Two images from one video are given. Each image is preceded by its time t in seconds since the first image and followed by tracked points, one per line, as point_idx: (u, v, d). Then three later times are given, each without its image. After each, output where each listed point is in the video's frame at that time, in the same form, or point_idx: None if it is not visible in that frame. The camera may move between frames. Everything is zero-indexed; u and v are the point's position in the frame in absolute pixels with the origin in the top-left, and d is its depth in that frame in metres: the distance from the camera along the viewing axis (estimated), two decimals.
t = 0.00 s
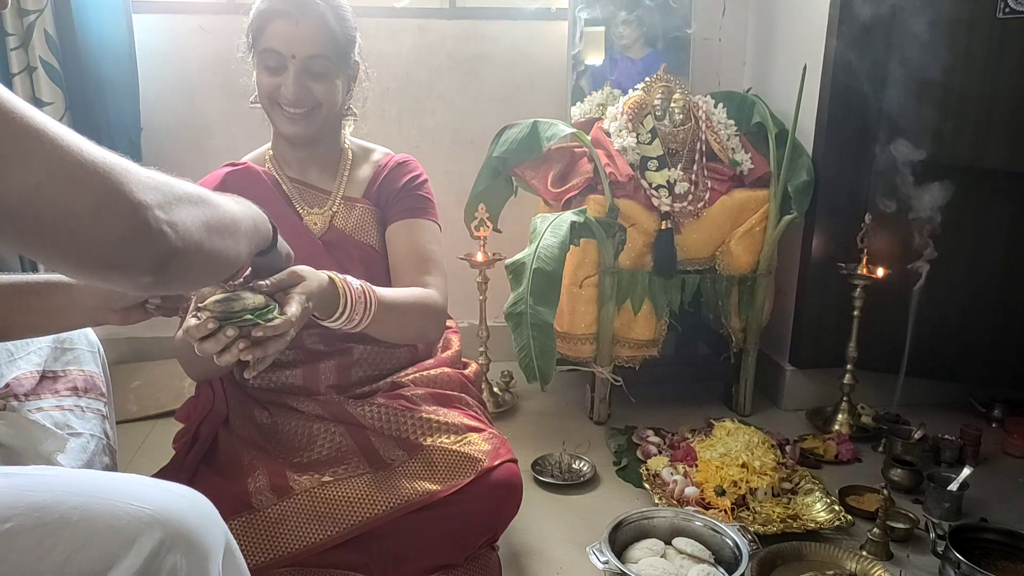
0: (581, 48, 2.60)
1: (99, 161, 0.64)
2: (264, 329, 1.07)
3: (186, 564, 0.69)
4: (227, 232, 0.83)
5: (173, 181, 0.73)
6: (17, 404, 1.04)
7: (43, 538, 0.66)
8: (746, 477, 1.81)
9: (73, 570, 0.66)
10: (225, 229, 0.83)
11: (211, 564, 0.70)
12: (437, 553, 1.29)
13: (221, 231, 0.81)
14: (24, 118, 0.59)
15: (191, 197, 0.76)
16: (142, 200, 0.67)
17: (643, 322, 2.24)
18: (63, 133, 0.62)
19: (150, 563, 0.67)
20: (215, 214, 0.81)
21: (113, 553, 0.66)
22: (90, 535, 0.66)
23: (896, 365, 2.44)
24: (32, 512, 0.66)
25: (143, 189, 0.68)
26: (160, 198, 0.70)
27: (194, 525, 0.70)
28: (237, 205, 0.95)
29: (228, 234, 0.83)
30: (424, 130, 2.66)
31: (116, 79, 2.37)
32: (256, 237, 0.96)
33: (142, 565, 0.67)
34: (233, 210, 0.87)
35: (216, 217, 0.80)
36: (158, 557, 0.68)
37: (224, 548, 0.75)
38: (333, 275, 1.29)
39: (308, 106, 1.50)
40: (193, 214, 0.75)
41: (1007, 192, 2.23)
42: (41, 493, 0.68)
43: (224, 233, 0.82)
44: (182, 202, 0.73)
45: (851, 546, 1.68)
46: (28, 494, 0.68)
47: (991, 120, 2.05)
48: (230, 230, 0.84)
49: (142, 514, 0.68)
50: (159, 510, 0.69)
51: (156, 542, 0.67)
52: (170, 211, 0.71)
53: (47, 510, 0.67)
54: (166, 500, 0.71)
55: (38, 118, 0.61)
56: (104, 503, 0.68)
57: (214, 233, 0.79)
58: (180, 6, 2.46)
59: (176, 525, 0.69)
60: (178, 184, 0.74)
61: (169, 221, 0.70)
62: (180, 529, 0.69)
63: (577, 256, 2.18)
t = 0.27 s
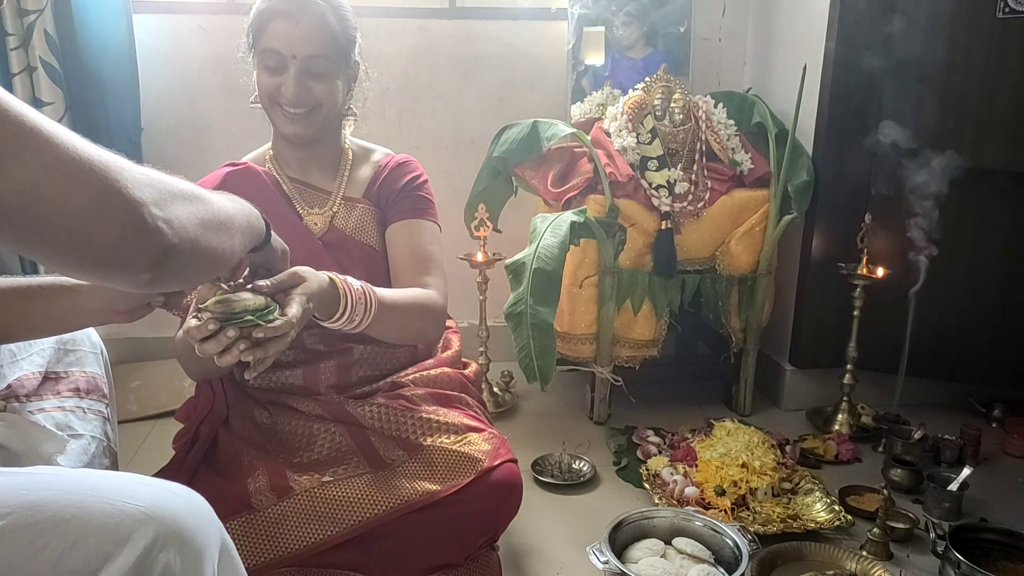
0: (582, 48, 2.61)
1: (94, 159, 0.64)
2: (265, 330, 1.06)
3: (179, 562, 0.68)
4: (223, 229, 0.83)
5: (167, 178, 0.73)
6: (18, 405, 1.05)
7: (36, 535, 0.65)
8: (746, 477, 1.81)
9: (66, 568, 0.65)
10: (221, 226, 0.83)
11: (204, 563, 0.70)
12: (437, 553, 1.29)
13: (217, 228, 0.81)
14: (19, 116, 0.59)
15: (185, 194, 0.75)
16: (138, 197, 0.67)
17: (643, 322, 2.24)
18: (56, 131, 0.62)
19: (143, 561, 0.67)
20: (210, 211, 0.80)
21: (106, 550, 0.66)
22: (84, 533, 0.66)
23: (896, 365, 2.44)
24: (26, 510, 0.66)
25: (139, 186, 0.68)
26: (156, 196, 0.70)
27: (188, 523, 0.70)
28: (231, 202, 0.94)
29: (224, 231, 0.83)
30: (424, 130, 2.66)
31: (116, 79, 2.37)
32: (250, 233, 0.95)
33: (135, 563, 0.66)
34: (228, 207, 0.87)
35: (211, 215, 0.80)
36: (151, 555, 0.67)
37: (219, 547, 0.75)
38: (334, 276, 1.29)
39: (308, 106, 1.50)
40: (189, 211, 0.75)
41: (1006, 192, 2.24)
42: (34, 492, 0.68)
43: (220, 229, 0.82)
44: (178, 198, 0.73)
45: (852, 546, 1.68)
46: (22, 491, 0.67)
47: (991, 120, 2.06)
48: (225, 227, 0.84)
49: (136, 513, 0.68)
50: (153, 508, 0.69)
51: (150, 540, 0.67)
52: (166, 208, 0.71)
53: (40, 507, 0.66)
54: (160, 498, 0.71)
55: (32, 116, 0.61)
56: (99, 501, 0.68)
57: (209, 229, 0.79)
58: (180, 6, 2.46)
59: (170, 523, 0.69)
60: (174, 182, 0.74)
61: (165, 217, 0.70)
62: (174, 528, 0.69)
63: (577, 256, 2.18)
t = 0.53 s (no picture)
0: (581, 48, 2.62)
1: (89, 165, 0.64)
2: (267, 331, 1.06)
3: (179, 563, 0.68)
4: (217, 236, 0.83)
5: (161, 184, 0.73)
6: (18, 405, 1.05)
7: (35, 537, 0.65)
8: (747, 477, 1.81)
9: (66, 568, 0.65)
10: (215, 233, 0.82)
11: (204, 564, 0.70)
12: (437, 553, 1.29)
13: (211, 235, 0.81)
14: (13, 121, 0.59)
15: (180, 201, 0.75)
16: (130, 203, 0.67)
17: (643, 322, 2.24)
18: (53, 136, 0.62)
19: (143, 562, 0.67)
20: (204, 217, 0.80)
21: (105, 552, 0.66)
22: (82, 535, 0.66)
23: (896, 365, 2.44)
24: (25, 511, 0.66)
25: (132, 194, 0.68)
26: (149, 202, 0.70)
27: (187, 524, 0.70)
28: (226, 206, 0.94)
29: (218, 237, 0.83)
30: (424, 130, 2.66)
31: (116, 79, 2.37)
32: (242, 238, 0.95)
33: (134, 565, 0.66)
34: (222, 213, 0.87)
35: (205, 222, 0.80)
36: (150, 557, 0.67)
37: (219, 548, 0.75)
38: (335, 276, 1.29)
39: (309, 106, 1.50)
40: (182, 218, 0.75)
41: (1007, 192, 2.24)
42: (33, 493, 0.68)
43: (214, 236, 0.82)
44: (172, 205, 0.73)
45: (852, 546, 1.68)
46: (21, 493, 0.67)
47: (991, 120, 2.07)
48: (219, 234, 0.84)
49: (135, 514, 0.68)
50: (152, 509, 0.69)
51: (149, 542, 0.67)
52: (159, 215, 0.71)
53: (40, 509, 0.66)
54: (159, 500, 0.71)
55: (27, 121, 0.61)
56: (98, 502, 0.68)
57: (203, 237, 0.79)
58: (180, 6, 2.46)
59: (170, 524, 0.69)
60: (168, 189, 0.74)
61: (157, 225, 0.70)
62: (173, 529, 0.69)
63: (577, 256, 2.18)
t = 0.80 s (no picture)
0: (581, 48, 2.62)
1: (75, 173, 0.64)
2: (268, 331, 1.06)
3: (177, 564, 0.69)
4: (211, 247, 0.82)
5: (153, 196, 0.73)
6: (19, 406, 1.04)
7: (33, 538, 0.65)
8: (747, 478, 1.81)
9: (65, 568, 0.65)
10: (209, 245, 0.82)
11: (202, 564, 0.71)
12: (437, 553, 1.29)
13: (205, 247, 0.81)
14: None
15: (172, 212, 0.75)
16: (116, 214, 0.67)
17: (643, 322, 2.24)
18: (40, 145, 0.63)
19: (141, 562, 0.67)
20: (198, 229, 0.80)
21: (103, 552, 0.66)
22: (80, 536, 0.66)
23: (896, 365, 2.44)
24: (22, 512, 0.65)
25: (119, 204, 0.67)
26: (137, 213, 0.69)
27: (185, 525, 0.70)
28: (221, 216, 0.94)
29: (212, 249, 0.83)
30: (424, 130, 2.66)
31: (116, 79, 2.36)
32: (239, 255, 0.95)
33: (131, 566, 0.67)
34: (217, 226, 0.87)
35: (199, 233, 0.80)
36: (148, 558, 0.67)
37: (217, 547, 0.75)
38: (336, 277, 1.29)
39: (309, 106, 1.50)
40: (173, 230, 0.74)
41: (1007, 192, 2.24)
42: (30, 493, 0.67)
43: (208, 251, 0.81)
44: (162, 217, 0.73)
45: (852, 546, 1.68)
46: (19, 493, 0.67)
47: (991, 121, 2.06)
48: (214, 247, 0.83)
49: (132, 515, 0.68)
50: (150, 510, 0.69)
51: (147, 543, 0.67)
52: (147, 227, 0.70)
53: (37, 509, 0.66)
54: (158, 500, 0.71)
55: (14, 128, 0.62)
56: (96, 503, 0.68)
57: (196, 249, 0.79)
58: (180, 6, 2.46)
59: (167, 525, 0.69)
60: (159, 200, 0.74)
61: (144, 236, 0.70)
62: (171, 530, 0.69)
63: (577, 256, 2.18)
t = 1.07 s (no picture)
0: (582, 48, 2.62)
1: (73, 174, 0.64)
2: (268, 330, 1.06)
3: (174, 566, 0.68)
4: (207, 251, 0.82)
5: (152, 201, 0.73)
6: (19, 407, 1.04)
7: (29, 540, 0.65)
8: (747, 477, 1.81)
9: (61, 570, 0.65)
10: (206, 248, 0.82)
11: (199, 565, 0.71)
12: (437, 553, 1.29)
13: (202, 251, 0.81)
14: None
15: (170, 216, 0.75)
16: (114, 217, 0.67)
17: (643, 322, 2.24)
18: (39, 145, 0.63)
19: (138, 564, 0.67)
20: (195, 233, 0.80)
21: (99, 554, 0.66)
22: (76, 538, 0.66)
23: (896, 365, 2.44)
24: (19, 514, 0.66)
25: (117, 205, 0.67)
26: (135, 217, 0.70)
27: (182, 526, 0.70)
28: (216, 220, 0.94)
29: (208, 253, 0.83)
30: (424, 130, 2.66)
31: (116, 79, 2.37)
32: (235, 261, 0.95)
33: (127, 568, 0.66)
34: (212, 230, 0.87)
35: (195, 236, 0.80)
36: (144, 560, 0.67)
37: (214, 549, 0.75)
38: (337, 276, 1.29)
39: (309, 106, 1.50)
40: (171, 233, 0.74)
41: (1007, 192, 2.24)
42: (27, 495, 0.67)
43: (205, 256, 0.81)
44: (160, 221, 0.73)
45: (851, 546, 1.68)
46: (15, 495, 0.67)
47: (990, 120, 2.07)
48: (209, 249, 0.83)
49: (128, 516, 0.68)
50: (146, 512, 0.69)
51: (143, 544, 0.67)
52: (145, 231, 0.70)
53: (35, 511, 0.66)
54: (154, 502, 0.71)
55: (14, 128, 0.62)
56: (92, 504, 0.68)
57: (194, 254, 0.79)
58: (180, 6, 2.46)
59: (164, 527, 0.69)
60: (157, 202, 0.74)
61: (142, 238, 0.70)
62: (167, 531, 0.69)
63: (577, 256, 2.18)
